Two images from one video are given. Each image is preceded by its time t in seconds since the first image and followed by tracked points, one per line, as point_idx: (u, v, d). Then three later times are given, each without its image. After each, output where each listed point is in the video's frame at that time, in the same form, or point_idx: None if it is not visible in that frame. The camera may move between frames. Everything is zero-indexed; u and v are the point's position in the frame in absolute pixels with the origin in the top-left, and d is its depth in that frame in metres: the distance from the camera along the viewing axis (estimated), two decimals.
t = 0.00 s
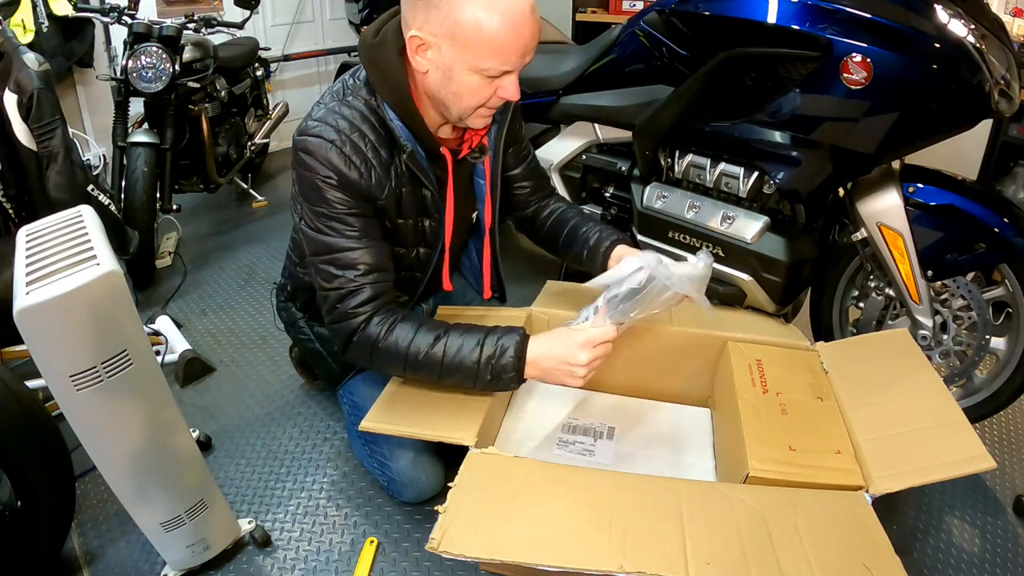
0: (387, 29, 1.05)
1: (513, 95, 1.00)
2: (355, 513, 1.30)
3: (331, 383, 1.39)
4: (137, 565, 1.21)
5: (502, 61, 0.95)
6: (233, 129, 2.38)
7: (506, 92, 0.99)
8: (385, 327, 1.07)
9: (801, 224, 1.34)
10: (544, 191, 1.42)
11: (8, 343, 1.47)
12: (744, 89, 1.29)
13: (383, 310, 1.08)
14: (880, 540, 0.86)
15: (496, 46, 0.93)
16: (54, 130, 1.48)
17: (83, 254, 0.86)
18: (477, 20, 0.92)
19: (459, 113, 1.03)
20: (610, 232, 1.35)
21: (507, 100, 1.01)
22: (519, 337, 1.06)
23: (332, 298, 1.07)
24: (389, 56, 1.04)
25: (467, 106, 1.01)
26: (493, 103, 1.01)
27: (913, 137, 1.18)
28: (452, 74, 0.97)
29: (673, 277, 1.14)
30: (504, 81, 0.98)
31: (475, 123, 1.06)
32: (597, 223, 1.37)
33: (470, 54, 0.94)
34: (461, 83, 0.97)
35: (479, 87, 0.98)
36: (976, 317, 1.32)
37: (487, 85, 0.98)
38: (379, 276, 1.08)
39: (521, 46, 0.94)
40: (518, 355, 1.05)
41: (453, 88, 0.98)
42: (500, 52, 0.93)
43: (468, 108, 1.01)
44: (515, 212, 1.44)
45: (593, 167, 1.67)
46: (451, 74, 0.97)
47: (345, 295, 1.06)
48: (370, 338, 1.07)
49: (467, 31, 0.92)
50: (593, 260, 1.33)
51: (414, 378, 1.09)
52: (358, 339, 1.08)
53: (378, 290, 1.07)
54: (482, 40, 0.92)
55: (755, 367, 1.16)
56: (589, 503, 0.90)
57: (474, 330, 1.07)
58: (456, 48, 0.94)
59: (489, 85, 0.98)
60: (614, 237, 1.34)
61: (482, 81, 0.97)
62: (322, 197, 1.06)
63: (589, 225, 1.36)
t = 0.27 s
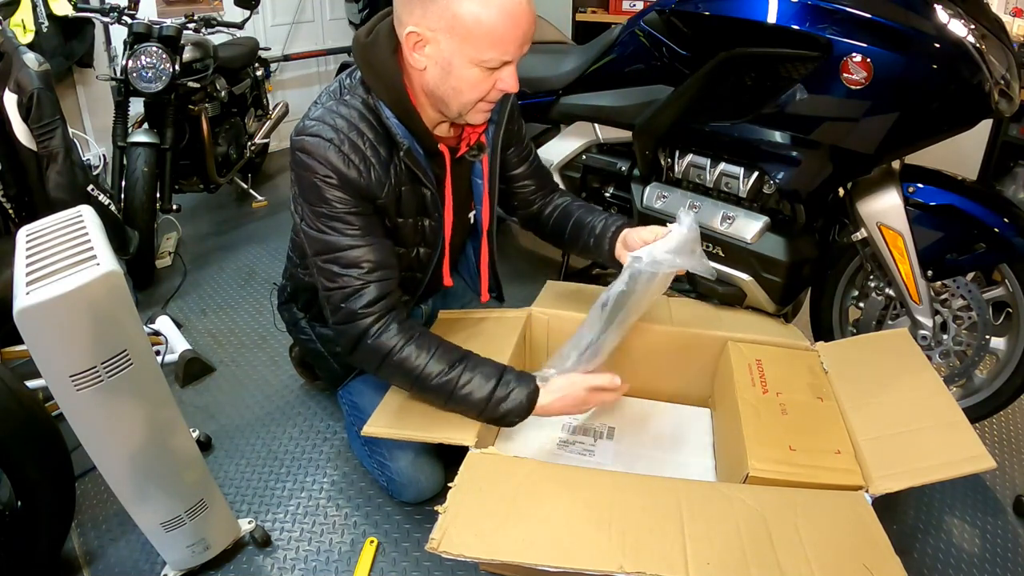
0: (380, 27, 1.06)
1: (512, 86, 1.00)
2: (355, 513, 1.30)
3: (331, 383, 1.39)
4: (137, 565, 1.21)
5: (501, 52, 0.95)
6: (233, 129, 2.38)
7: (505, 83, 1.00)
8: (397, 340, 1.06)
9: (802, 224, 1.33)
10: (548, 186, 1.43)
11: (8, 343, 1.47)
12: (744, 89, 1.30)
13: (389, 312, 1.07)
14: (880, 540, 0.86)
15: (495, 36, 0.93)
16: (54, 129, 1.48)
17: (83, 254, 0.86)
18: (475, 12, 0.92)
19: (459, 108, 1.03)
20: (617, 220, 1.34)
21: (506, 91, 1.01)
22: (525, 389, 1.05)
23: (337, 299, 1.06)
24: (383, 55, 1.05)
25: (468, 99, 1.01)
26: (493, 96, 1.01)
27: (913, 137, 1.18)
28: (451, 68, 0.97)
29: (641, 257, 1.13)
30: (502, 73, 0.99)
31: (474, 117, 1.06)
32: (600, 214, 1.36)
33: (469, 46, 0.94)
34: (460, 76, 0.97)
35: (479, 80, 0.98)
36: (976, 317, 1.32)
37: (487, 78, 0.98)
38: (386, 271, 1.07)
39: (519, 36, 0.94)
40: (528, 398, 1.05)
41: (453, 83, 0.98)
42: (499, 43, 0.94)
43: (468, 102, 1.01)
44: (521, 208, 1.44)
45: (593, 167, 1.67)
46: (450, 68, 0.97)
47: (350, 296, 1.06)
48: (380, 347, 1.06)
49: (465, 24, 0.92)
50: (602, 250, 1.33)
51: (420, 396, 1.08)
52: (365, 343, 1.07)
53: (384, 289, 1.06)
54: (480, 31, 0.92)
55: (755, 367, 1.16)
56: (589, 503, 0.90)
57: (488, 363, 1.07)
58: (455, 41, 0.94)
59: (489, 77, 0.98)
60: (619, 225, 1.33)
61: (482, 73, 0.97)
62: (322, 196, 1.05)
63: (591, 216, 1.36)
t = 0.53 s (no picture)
0: (381, 23, 1.06)
1: (513, 78, 1.01)
2: (355, 513, 1.30)
3: (331, 383, 1.39)
4: (137, 565, 1.21)
5: (509, 40, 0.95)
6: (233, 129, 2.38)
7: (508, 75, 1.00)
8: (422, 332, 1.06)
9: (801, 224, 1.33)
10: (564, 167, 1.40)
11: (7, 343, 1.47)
12: (744, 89, 1.30)
13: (405, 306, 1.07)
14: (880, 540, 0.86)
15: (505, 23, 0.93)
16: (54, 129, 1.48)
17: (83, 254, 0.86)
18: None
19: (460, 99, 1.02)
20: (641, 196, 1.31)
21: (507, 82, 1.02)
22: (549, 361, 1.11)
23: (351, 296, 1.05)
24: (386, 49, 1.05)
25: (470, 89, 1.00)
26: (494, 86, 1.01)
27: (913, 137, 1.18)
28: (459, 55, 0.96)
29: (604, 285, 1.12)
30: (506, 63, 0.99)
31: (473, 111, 1.05)
32: (624, 191, 1.34)
33: (479, 32, 0.94)
34: (467, 63, 0.97)
35: (485, 68, 0.97)
36: (976, 317, 1.32)
37: (492, 66, 0.98)
38: (398, 266, 1.07)
39: (527, 24, 0.95)
40: (554, 372, 1.11)
41: (459, 70, 0.98)
42: (508, 30, 0.94)
43: (470, 92, 1.01)
44: (542, 194, 1.42)
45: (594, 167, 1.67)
46: (457, 55, 0.96)
47: (365, 292, 1.05)
48: (403, 340, 1.06)
49: (478, 8, 0.92)
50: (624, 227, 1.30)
51: (446, 383, 1.09)
52: (385, 338, 1.06)
53: (399, 283, 1.06)
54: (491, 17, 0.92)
55: (755, 367, 1.16)
56: (590, 503, 0.90)
57: (512, 349, 1.10)
58: (465, 27, 0.94)
59: (494, 66, 0.98)
60: (642, 203, 1.30)
61: (488, 62, 0.97)
62: (328, 195, 1.05)
63: (615, 193, 1.34)
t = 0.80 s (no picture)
0: (391, 20, 1.05)
1: (519, 79, 1.02)
2: (355, 513, 1.30)
3: (331, 383, 1.39)
4: (137, 565, 1.21)
5: (520, 38, 0.96)
6: (233, 129, 2.38)
7: (514, 75, 1.01)
8: (441, 322, 1.07)
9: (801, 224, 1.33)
10: (584, 148, 1.36)
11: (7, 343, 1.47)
12: (744, 89, 1.30)
13: (423, 298, 1.07)
14: (880, 540, 0.86)
15: (517, 21, 0.94)
16: (54, 130, 1.48)
17: (83, 254, 0.86)
18: None
19: (467, 95, 1.03)
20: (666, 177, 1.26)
21: (513, 82, 1.03)
22: (562, 346, 1.16)
23: (367, 292, 1.05)
24: (397, 46, 1.03)
25: (478, 87, 1.01)
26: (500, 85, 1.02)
27: (913, 137, 1.18)
28: (470, 51, 0.97)
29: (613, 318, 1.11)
30: (514, 61, 1.00)
31: (478, 110, 1.06)
32: (651, 170, 1.29)
33: (492, 28, 0.94)
34: (477, 59, 0.98)
35: (494, 65, 0.98)
36: (976, 317, 1.32)
37: (501, 64, 0.99)
38: (413, 261, 1.07)
39: (537, 24, 0.96)
40: (565, 355, 1.16)
41: (468, 67, 0.98)
42: (519, 28, 0.95)
43: (477, 89, 1.01)
44: (564, 177, 1.38)
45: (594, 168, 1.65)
46: (468, 51, 0.97)
47: (381, 287, 1.05)
48: (423, 331, 1.06)
49: (492, 6, 0.93)
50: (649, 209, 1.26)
51: (466, 371, 1.11)
52: (403, 331, 1.07)
53: (414, 278, 1.06)
54: (503, 15, 0.93)
55: (755, 367, 1.16)
56: (589, 503, 0.90)
57: (526, 337, 1.13)
58: (478, 22, 0.95)
59: (502, 64, 0.99)
60: (670, 185, 1.25)
61: (498, 59, 0.98)
62: (340, 194, 1.04)
63: (641, 172, 1.29)
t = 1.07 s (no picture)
0: (402, 22, 1.05)
1: (525, 84, 1.01)
2: (355, 513, 1.30)
3: (331, 384, 1.39)
4: (137, 565, 1.21)
5: (527, 44, 0.96)
6: (233, 129, 2.38)
7: (520, 80, 1.01)
8: (452, 321, 1.07)
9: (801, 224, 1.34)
10: (589, 147, 1.36)
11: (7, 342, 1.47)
12: (744, 89, 1.30)
13: (433, 299, 1.07)
14: (879, 540, 0.86)
15: (524, 25, 0.94)
16: (54, 130, 1.48)
17: (83, 254, 0.86)
18: None
19: (471, 100, 1.02)
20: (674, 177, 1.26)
21: (518, 88, 1.02)
22: (569, 343, 1.18)
23: (377, 292, 1.05)
24: (408, 49, 1.03)
25: (483, 91, 1.00)
26: (506, 90, 1.02)
27: (914, 137, 1.18)
28: (476, 53, 0.96)
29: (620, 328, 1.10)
30: (521, 67, 0.99)
31: (482, 114, 1.06)
32: (658, 170, 1.29)
33: (499, 32, 0.94)
34: (483, 63, 0.97)
35: (500, 69, 0.98)
36: (976, 317, 1.32)
37: (507, 69, 0.98)
38: (423, 262, 1.07)
39: (544, 29, 0.96)
40: (574, 353, 1.17)
41: (473, 70, 0.98)
42: (526, 33, 0.94)
43: (482, 93, 1.01)
44: (569, 175, 1.38)
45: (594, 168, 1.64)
46: (474, 53, 0.96)
47: (391, 287, 1.05)
48: (434, 331, 1.07)
49: (500, 9, 0.93)
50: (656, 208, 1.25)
51: (476, 370, 1.12)
52: (414, 331, 1.07)
53: (424, 278, 1.06)
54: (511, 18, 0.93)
55: (755, 367, 1.16)
56: (589, 503, 0.90)
57: (535, 335, 1.14)
58: (485, 25, 0.94)
59: (508, 68, 0.98)
60: (678, 185, 1.25)
61: (504, 63, 0.97)
62: (349, 196, 1.03)
63: (648, 171, 1.28)
